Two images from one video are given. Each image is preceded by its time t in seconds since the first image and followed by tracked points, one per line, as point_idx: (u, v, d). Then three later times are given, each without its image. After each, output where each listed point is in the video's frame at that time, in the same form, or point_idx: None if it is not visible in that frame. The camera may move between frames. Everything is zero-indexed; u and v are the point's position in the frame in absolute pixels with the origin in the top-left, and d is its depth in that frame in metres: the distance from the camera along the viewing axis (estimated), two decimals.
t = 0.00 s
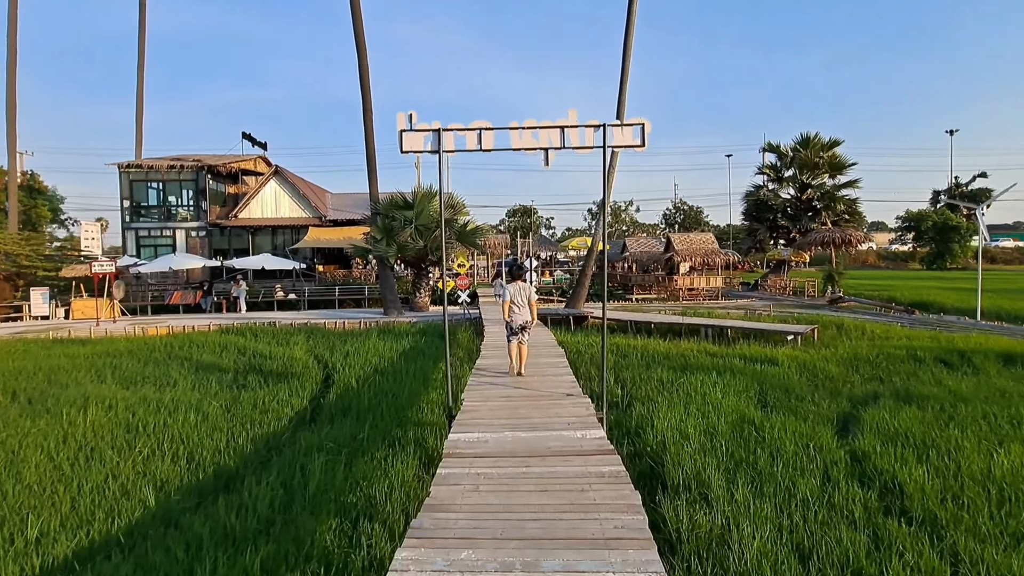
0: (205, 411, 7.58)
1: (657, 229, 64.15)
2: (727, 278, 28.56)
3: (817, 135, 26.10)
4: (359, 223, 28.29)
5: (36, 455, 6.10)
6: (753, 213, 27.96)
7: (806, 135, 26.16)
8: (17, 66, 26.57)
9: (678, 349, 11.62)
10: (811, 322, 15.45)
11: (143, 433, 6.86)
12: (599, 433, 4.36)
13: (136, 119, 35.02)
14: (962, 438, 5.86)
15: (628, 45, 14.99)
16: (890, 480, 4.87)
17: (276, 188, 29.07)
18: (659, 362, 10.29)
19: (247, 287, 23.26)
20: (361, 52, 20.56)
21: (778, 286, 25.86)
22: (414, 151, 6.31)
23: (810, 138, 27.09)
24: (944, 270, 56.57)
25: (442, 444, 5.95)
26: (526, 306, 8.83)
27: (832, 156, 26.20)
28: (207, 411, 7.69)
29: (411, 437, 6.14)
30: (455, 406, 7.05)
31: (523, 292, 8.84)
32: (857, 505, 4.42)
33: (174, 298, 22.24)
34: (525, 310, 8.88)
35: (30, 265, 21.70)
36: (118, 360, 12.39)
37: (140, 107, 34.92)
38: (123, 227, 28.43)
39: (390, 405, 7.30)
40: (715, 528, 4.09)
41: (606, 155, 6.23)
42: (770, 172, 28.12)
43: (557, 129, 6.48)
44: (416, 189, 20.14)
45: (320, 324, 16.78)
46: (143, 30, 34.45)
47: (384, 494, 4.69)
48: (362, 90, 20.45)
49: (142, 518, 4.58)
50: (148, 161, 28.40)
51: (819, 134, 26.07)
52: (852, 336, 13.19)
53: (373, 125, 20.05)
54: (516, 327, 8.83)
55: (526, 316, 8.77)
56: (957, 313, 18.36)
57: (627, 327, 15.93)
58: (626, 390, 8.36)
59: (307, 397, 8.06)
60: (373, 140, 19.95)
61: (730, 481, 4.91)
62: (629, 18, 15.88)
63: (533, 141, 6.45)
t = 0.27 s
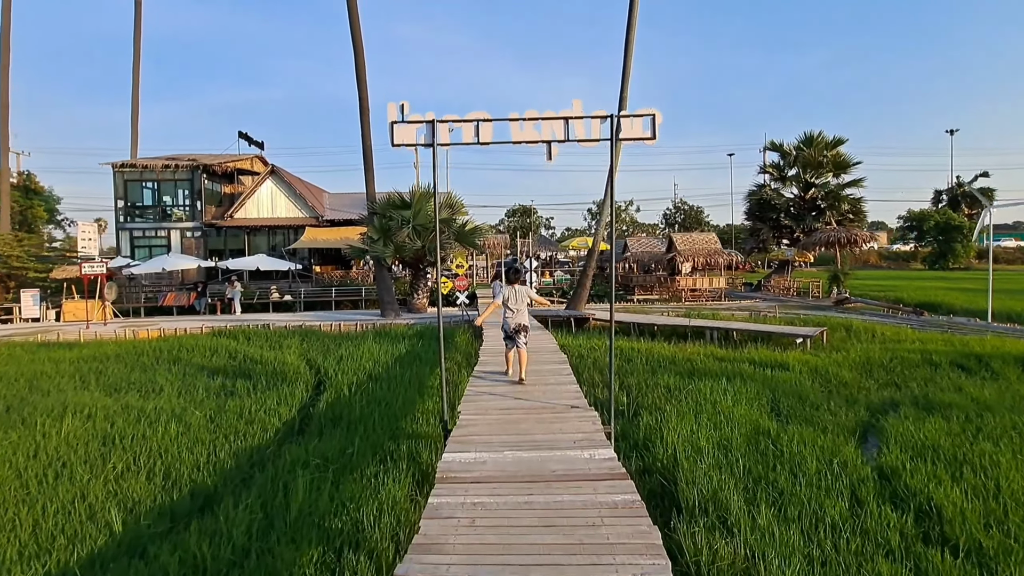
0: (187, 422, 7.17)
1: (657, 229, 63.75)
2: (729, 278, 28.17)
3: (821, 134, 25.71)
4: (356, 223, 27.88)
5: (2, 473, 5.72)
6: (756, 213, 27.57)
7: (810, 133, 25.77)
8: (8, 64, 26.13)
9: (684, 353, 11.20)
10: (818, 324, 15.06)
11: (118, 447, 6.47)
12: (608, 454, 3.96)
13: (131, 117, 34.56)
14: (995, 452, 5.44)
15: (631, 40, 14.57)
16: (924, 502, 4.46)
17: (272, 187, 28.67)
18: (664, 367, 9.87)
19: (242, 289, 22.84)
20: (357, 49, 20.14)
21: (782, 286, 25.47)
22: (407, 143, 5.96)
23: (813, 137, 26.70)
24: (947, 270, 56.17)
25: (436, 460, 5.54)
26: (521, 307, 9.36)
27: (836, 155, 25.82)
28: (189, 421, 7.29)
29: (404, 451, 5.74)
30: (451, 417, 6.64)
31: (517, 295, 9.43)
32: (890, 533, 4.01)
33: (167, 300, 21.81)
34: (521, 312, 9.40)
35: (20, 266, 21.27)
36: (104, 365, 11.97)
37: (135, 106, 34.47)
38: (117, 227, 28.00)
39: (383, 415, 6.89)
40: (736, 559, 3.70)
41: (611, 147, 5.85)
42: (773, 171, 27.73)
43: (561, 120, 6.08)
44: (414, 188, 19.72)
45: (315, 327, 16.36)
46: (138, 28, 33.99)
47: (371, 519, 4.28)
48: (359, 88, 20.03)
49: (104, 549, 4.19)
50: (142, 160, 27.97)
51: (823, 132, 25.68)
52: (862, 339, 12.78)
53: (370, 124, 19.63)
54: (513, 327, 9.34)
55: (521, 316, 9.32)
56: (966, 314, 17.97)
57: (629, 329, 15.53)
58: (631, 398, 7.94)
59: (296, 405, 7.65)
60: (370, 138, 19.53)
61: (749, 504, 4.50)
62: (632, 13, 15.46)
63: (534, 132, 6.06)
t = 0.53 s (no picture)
0: (168, 429, 6.75)
1: (658, 228, 63.32)
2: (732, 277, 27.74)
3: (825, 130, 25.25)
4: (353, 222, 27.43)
5: None
6: (760, 210, 27.15)
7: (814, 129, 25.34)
8: None
9: (692, 354, 10.78)
10: (827, 324, 14.64)
11: (92, 456, 6.03)
12: (622, 473, 3.52)
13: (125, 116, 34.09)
14: None
15: (633, 31, 14.17)
16: (970, 524, 4.06)
17: (268, 185, 28.23)
18: (672, 369, 9.46)
19: (237, 288, 22.40)
20: (353, 43, 19.73)
21: (786, 285, 25.05)
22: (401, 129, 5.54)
23: (818, 133, 26.28)
24: (950, 268, 55.72)
25: (433, 473, 5.10)
26: (522, 305, 9.21)
27: (840, 151, 25.41)
28: (170, 427, 6.86)
29: (398, 463, 5.32)
30: (449, 426, 6.21)
31: (517, 292, 9.24)
32: (938, 561, 3.62)
33: (160, 300, 21.34)
34: (520, 310, 9.25)
35: (9, 266, 20.81)
36: (88, 368, 11.50)
37: (130, 104, 33.99)
38: (111, 226, 27.53)
39: (376, 422, 6.49)
40: None
41: (621, 132, 5.43)
42: (776, 168, 27.31)
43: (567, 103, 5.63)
44: (411, 185, 19.30)
45: (311, 328, 15.92)
46: (133, 24, 33.52)
47: (360, 543, 3.86)
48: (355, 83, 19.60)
49: None
50: (136, 158, 27.51)
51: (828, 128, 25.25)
52: (874, 340, 12.36)
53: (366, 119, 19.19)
54: (511, 325, 9.22)
55: (520, 314, 9.18)
56: (977, 313, 17.54)
57: (633, 329, 15.09)
58: (639, 403, 7.54)
59: (285, 412, 7.23)
60: (367, 134, 19.10)
61: (777, 526, 4.10)
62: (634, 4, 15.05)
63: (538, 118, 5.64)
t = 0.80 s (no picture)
0: (149, 441, 6.37)
1: (658, 227, 62.95)
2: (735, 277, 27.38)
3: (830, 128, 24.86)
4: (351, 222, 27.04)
5: None
6: (763, 209, 26.78)
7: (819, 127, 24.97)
8: None
9: (700, 358, 10.40)
10: (836, 325, 14.26)
11: (64, 472, 5.64)
12: (639, 503, 3.14)
13: (121, 115, 33.69)
14: None
15: (637, 26, 13.78)
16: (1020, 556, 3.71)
17: (265, 185, 27.83)
18: (679, 374, 9.07)
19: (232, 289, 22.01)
20: (350, 39, 19.35)
21: (790, 285, 24.68)
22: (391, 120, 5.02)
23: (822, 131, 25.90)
24: (952, 267, 55.36)
25: (428, 494, 4.70)
26: (524, 310, 8.77)
27: (845, 149, 25.04)
28: (151, 439, 6.47)
29: (390, 481, 4.92)
30: (447, 439, 5.82)
31: (520, 296, 8.77)
32: None
33: (154, 302, 20.93)
34: (523, 314, 8.81)
35: None
36: (73, 373, 11.10)
37: (125, 103, 33.59)
38: (105, 226, 27.13)
39: (369, 434, 6.12)
40: None
41: (634, 125, 4.88)
42: (780, 166, 26.93)
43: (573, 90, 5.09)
44: (409, 184, 18.91)
45: (306, 330, 15.52)
46: (128, 22, 33.10)
47: None
48: (352, 80, 19.21)
49: None
50: (130, 158, 27.12)
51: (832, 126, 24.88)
52: (886, 342, 11.99)
53: (363, 117, 18.80)
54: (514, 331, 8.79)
55: (523, 319, 8.74)
56: (988, 314, 17.17)
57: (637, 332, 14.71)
58: (647, 412, 7.15)
59: (273, 421, 6.85)
60: (364, 133, 18.71)
61: (807, 558, 3.73)
62: None
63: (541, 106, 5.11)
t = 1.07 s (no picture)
0: (121, 451, 5.99)
1: (658, 226, 62.56)
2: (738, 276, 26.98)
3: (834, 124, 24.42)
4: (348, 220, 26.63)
5: None
6: (766, 207, 26.36)
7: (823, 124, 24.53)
8: None
9: (706, 360, 10.01)
10: (844, 326, 13.86)
11: (25, 485, 5.24)
12: (652, 533, 2.74)
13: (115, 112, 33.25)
14: None
15: (639, 17, 13.36)
16: None
17: (260, 183, 27.40)
18: (685, 377, 8.68)
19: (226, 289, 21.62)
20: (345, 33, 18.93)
21: (794, 285, 24.30)
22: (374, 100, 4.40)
23: (826, 128, 25.46)
24: (954, 267, 54.99)
25: (416, 512, 4.31)
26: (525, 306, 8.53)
27: (850, 146, 24.62)
28: (124, 448, 6.08)
29: (376, 498, 4.52)
30: (440, 450, 5.42)
31: (522, 291, 8.51)
32: None
33: (146, 301, 20.52)
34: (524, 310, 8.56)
35: None
36: (54, 375, 10.69)
37: (119, 99, 33.14)
38: (98, 225, 26.71)
39: (357, 444, 5.73)
40: None
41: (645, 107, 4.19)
42: (784, 164, 26.50)
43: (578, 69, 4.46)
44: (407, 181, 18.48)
45: (299, 331, 15.13)
46: (122, 17, 32.60)
47: None
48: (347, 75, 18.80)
49: None
50: (124, 155, 26.69)
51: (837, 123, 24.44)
52: (899, 344, 11.55)
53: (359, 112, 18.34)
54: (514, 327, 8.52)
55: (524, 316, 8.50)
56: (997, 314, 16.78)
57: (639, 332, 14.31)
58: (653, 420, 6.76)
59: (256, 428, 6.47)
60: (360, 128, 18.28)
61: None
62: None
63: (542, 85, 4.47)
